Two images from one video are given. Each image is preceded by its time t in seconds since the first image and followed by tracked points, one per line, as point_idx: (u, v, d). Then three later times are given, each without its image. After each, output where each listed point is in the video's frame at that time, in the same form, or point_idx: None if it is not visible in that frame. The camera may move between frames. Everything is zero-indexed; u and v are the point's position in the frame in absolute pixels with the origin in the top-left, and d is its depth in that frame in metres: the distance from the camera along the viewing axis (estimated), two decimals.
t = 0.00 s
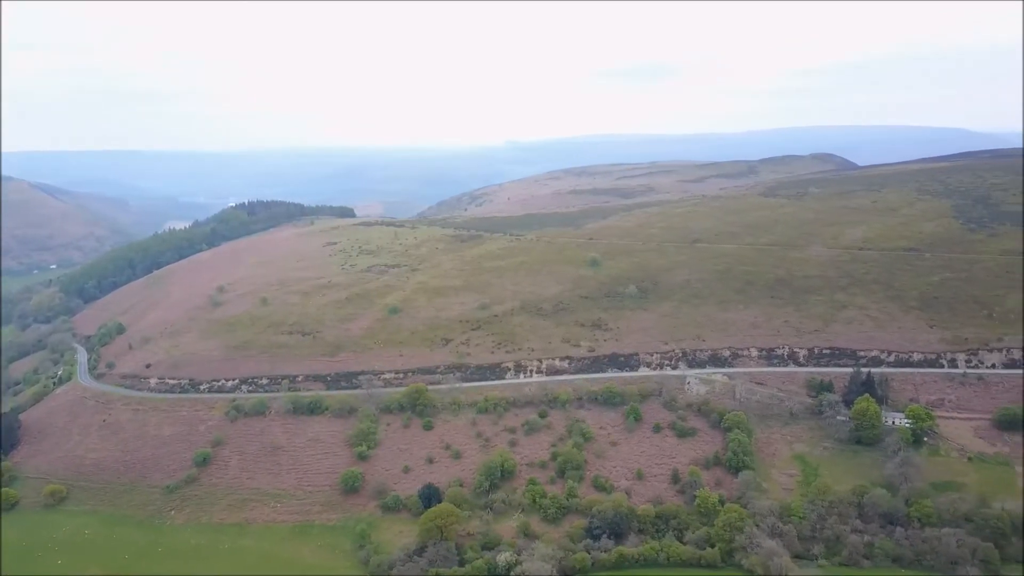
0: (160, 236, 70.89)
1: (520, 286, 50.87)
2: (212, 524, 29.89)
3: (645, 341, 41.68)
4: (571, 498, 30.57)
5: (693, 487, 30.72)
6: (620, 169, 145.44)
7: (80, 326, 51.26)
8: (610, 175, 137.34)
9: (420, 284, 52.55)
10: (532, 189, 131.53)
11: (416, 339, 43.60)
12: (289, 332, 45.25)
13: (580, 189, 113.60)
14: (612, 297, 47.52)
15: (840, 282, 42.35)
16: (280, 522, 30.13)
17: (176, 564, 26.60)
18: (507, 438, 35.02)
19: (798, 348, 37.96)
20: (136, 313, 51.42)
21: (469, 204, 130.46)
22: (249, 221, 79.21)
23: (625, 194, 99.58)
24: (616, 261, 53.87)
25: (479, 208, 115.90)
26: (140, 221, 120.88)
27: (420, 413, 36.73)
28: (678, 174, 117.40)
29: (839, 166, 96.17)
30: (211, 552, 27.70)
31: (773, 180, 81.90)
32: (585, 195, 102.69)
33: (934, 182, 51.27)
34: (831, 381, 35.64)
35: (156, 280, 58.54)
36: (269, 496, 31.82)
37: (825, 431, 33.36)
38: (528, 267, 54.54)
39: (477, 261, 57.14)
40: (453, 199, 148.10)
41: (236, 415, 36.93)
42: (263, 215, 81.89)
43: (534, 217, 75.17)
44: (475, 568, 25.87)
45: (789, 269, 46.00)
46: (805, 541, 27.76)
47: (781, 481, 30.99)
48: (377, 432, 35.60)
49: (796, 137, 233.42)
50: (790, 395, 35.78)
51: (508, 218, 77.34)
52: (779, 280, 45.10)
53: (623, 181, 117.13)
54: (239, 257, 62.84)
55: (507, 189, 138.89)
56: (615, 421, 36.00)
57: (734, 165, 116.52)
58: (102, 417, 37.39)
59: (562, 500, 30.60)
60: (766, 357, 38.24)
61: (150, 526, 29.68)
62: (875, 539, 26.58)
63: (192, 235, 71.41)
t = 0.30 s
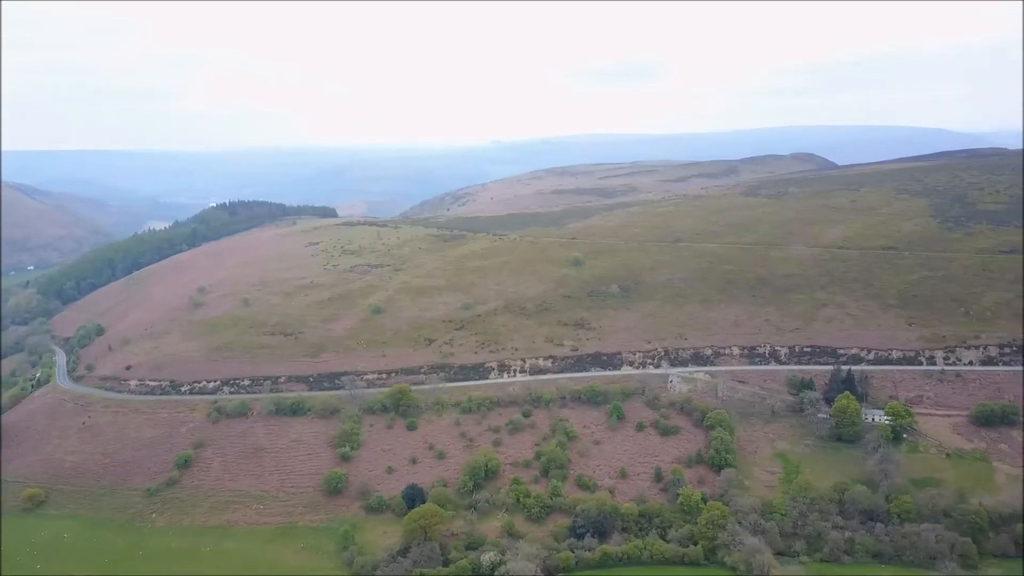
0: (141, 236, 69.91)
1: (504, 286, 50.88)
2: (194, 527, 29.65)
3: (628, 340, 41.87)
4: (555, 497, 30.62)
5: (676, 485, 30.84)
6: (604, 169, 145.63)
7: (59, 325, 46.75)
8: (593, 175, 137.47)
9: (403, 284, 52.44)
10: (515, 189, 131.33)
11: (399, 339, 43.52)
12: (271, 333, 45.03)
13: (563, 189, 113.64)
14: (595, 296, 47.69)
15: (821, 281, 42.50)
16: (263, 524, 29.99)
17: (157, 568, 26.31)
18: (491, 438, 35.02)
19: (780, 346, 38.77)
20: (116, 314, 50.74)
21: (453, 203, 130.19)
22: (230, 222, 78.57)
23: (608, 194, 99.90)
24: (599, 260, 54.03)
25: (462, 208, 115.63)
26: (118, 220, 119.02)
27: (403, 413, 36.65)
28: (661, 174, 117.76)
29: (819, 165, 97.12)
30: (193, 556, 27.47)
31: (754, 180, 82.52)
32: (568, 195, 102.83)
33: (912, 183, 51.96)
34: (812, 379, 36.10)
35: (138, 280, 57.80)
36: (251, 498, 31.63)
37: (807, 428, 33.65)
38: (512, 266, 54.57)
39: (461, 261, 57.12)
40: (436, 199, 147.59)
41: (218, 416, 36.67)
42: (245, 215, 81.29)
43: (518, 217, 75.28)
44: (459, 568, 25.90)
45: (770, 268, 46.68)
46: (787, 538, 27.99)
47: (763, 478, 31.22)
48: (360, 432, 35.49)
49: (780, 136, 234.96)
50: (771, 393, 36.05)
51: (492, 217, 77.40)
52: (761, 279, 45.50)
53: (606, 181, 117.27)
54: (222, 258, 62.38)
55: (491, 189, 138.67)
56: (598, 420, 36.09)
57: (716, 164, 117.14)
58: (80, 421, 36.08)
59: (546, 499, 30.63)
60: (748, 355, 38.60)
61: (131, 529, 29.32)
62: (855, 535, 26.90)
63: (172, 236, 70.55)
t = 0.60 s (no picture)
0: (122, 236, 68.92)
1: (489, 285, 50.89)
2: (177, 529, 29.43)
3: (614, 339, 42.00)
4: (541, 497, 30.66)
5: (662, 484, 30.95)
6: (589, 168, 145.81)
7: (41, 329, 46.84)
8: (578, 174, 137.55)
9: (388, 284, 52.36)
10: (499, 189, 131.11)
11: (384, 340, 43.44)
12: (255, 333, 44.81)
13: (546, 189, 113.69)
14: (580, 295, 47.80)
15: (802, 280, 43.89)
16: (247, 525, 29.81)
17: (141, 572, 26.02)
18: (477, 438, 35.01)
19: (764, 345, 38.82)
20: (97, 314, 50.04)
21: (437, 203, 130.12)
22: (213, 222, 77.83)
23: (592, 194, 100.26)
24: (584, 260, 54.20)
25: (446, 207, 115.39)
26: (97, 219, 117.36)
27: (389, 413, 36.57)
28: (645, 174, 118.24)
29: (801, 165, 97.92)
30: (178, 559, 27.24)
31: (736, 180, 82.95)
32: (552, 194, 103.01)
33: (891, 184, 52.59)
34: (796, 377, 36.39)
35: (121, 280, 57.09)
36: (236, 500, 31.44)
37: (791, 426, 33.86)
38: (497, 266, 54.52)
39: (446, 261, 57.10)
40: (421, 199, 147.15)
41: (202, 418, 36.32)
42: (229, 215, 80.58)
43: (502, 217, 75.36)
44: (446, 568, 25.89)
45: (754, 268, 47.15)
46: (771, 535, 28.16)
47: (748, 476, 31.39)
48: (346, 433, 35.36)
49: (766, 136, 236.62)
50: (756, 391, 36.25)
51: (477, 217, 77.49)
52: (745, 279, 45.81)
53: (591, 181, 117.53)
54: (206, 258, 61.87)
55: (475, 188, 138.69)
56: (584, 418, 36.16)
57: (699, 164, 117.83)
58: (63, 422, 35.73)
59: (532, 499, 30.67)
60: (732, 354, 38.80)
61: (114, 532, 29.02)
62: (839, 531, 27.13)
63: (155, 236, 69.54)
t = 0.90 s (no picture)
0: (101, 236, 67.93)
1: (472, 285, 50.86)
2: (158, 532, 29.15)
3: (597, 338, 42.12)
4: (524, 496, 30.70)
5: (644, 482, 31.08)
6: (572, 168, 145.91)
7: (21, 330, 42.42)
8: (561, 174, 137.53)
9: (371, 284, 52.20)
10: (482, 189, 130.81)
11: (366, 340, 43.30)
12: (237, 334, 44.52)
13: (528, 189, 113.57)
14: (563, 294, 47.90)
15: (783, 279, 44.51)
16: (229, 528, 29.61)
17: None
18: (460, 438, 34.99)
19: (746, 343, 39.38)
20: (75, 315, 49.22)
21: (421, 202, 129.91)
22: (194, 223, 77.01)
23: (573, 193, 100.46)
24: (567, 259, 54.35)
25: (429, 208, 114.91)
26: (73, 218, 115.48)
27: (371, 414, 36.44)
28: (627, 173, 118.61)
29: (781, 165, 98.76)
30: (158, 563, 26.93)
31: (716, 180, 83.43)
32: (535, 194, 103.10)
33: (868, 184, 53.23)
34: (778, 375, 36.74)
35: (101, 280, 56.25)
36: (217, 502, 31.22)
37: (772, 424, 34.12)
38: (480, 266, 54.43)
39: (428, 261, 57.02)
40: (402, 199, 146.69)
41: (183, 420, 35.98)
42: (210, 215, 79.73)
43: (485, 216, 75.36)
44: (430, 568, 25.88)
45: (735, 267, 47.64)
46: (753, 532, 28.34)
47: (730, 473, 31.59)
48: (328, 434, 35.22)
49: (750, 136, 238.10)
50: (737, 389, 36.51)
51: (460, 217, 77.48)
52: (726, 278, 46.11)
53: (573, 181, 117.73)
54: (187, 258, 61.26)
55: (458, 188, 138.52)
56: (567, 417, 36.25)
57: (680, 163, 118.42)
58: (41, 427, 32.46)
59: (516, 498, 30.71)
60: (714, 352, 39.11)
61: (93, 535, 28.60)
62: (819, 527, 27.40)
63: (134, 236, 68.67)
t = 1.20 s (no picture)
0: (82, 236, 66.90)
1: (457, 285, 50.87)
2: (141, 535, 28.80)
3: (582, 337, 42.21)
4: (510, 495, 30.71)
5: (629, 480, 31.18)
6: (557, 167, 146.17)
7: None
8: (546, 173, 137.74)
9: (355, 284, 52.07)
10: (466, 189, 130.73)
11: (351, 340, 43.20)
12: (220, 335, 44.26)
13: (512, 188, 113.66)
14: (548, 293, 48.02)
15: (766, 278, 45.42)
16: (214, 529, 29.43)
17: None
18: (446, 438, 34.96)
19: (729, 342, 39.56)
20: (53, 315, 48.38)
21: (405, 201, 129.88)
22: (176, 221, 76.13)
23: (557, 193, 100.73)
24: (551, 258, 54.52)
25: (413, 207, 114.63)
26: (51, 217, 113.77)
27: (356, 414, 36.35)
28: (611, 173, 118.99)
29: (762, 166, 99.79)
30: (141, 566, 26.64)
31: (699, 180, 84.01)
32: (519, 194, 103.28)
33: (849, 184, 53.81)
34: (761, 373, 37.01)
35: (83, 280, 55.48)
36: (201, 504, 31.01)
37: (756, 421, 34.32)
38: (465, 266, 54.43)
39: (413, 260, 56.95)
40: (387, 198, 146.33)
41: (167, 421, 35.61)
42: (192, 215, 79.00)
43: (469, 216, 75.40)
44: (415, 569, 25.87)
45: (719, 267, 48.10)
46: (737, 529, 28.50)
47: (714, 471, 31.75)
48: (313, 435, 35.09)
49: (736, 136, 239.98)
50: (721, 387, 36.75)
51: (445, 216, 77.53)
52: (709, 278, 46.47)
53: (557, 180, 118.03)
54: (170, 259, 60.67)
55: (443, 187, 138.49)
56: (553, 416, 36.30)
57: (663, 163, 119.06)
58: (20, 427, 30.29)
59: (502, 497, 30.72)
60: (698, 351, 39.31)
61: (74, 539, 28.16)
62: (802, 524, 27.61)
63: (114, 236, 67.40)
